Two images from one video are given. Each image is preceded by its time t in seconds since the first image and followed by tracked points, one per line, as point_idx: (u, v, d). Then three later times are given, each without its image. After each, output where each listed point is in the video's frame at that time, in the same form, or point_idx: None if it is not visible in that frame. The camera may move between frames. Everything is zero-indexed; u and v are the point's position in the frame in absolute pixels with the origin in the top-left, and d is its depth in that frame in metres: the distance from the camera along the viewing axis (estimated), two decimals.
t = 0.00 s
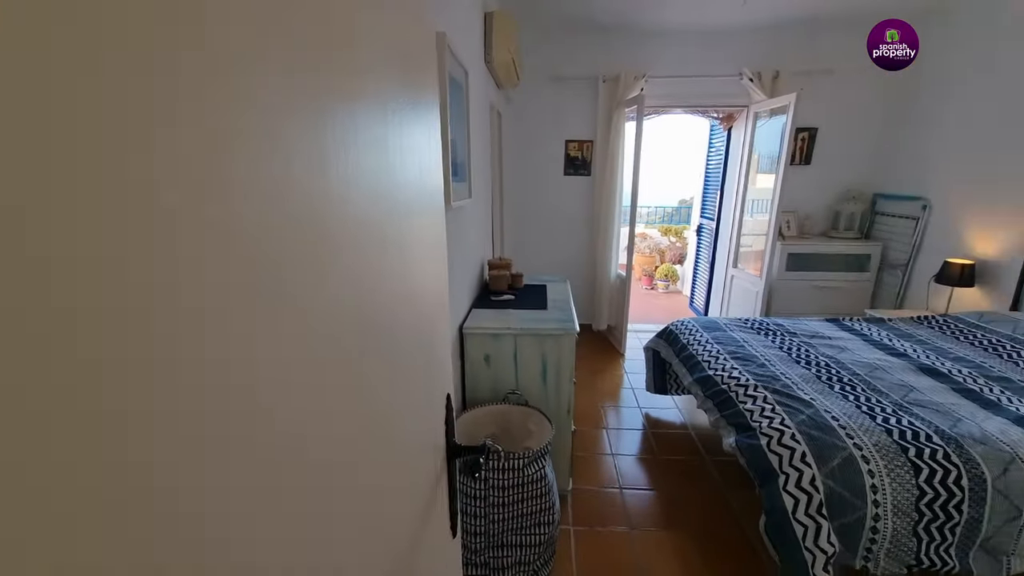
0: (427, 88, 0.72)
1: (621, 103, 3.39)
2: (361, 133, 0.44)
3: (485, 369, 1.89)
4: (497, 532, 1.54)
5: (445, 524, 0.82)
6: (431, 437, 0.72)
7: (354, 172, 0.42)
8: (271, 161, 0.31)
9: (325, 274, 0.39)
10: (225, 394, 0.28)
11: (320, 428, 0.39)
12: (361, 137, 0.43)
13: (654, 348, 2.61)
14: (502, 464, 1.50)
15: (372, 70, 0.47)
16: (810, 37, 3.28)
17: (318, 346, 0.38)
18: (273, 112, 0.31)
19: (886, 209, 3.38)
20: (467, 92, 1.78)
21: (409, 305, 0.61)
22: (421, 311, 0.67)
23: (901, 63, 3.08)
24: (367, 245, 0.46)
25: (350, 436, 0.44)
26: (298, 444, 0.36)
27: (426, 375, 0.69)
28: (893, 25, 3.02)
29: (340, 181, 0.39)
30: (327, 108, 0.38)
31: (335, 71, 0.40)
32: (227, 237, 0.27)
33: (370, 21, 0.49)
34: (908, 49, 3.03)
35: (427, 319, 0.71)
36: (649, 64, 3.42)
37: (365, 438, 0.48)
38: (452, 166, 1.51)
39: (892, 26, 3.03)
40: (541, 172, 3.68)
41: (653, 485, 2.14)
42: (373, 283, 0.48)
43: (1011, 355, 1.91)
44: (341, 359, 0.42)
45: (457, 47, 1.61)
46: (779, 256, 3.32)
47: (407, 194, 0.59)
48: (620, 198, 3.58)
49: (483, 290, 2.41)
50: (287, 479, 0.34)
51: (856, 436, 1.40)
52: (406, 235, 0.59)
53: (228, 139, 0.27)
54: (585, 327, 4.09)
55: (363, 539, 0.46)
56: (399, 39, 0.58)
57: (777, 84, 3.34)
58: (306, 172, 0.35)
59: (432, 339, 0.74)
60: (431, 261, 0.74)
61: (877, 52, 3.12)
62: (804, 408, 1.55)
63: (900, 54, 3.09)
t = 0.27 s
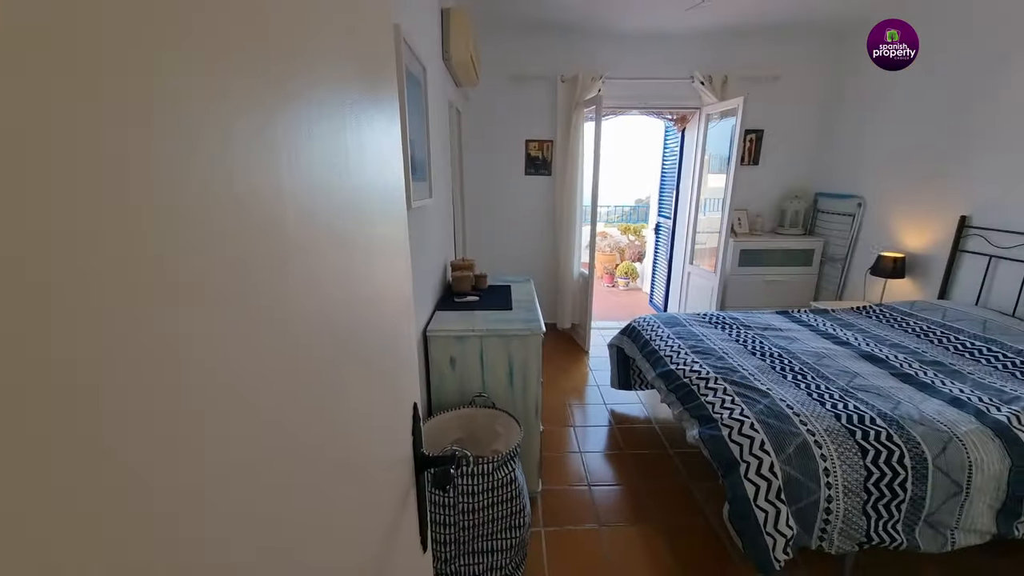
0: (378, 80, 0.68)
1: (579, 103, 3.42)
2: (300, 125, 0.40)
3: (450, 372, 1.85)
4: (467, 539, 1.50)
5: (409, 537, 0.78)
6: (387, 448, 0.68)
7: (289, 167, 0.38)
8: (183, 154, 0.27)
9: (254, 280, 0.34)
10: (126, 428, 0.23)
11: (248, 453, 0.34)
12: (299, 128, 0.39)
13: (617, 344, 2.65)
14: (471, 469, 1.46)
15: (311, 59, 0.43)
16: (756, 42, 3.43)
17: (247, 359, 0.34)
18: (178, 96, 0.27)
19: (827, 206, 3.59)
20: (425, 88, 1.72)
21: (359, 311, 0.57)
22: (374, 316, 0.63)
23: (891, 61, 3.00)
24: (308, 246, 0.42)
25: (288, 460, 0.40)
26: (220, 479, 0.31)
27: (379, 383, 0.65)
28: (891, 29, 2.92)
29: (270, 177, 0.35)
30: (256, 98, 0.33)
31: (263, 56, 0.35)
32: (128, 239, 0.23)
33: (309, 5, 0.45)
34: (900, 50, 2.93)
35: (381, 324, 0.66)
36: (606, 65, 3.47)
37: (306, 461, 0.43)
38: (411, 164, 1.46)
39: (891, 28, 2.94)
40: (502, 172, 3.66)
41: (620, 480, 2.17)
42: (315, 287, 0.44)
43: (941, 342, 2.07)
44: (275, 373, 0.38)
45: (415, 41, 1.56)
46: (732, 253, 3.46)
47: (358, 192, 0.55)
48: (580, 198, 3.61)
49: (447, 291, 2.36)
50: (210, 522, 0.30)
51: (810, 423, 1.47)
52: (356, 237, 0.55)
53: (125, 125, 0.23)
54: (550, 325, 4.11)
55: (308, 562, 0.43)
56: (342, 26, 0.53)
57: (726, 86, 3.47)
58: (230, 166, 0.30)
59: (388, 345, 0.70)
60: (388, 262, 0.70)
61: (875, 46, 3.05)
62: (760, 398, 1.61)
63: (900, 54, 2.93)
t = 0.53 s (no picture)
0: (335, 71, 0.63)
1: (544, 103, 3.44)
2: (244, 113, 0.36)
3: (419, 377, 1.80)
4: (441, 547, 1.46)
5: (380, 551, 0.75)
6: (354, 462, 0.64)
7: (233, 159, 0.34)
8: (104, 139, 0.23)
9: (192, 285, 0.31)
10: (43, 469, 0.20)
11: (195, 483, 0.31)
12: (245, 120, 0.36)
13: (587, 343, 2.67)
14: (443, 476, 1.43)
15: (256, 41, 0.40)
16: (712, 47, 3.57)
17: (188, 376, 0.30)
18: (94, 75, 0.23)
19: (781, 205, 3.76)
20: (386, 85, 1.66)
21: (319, 316, 0.53)
22: (335, 321, 0.59)
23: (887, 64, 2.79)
24: (262, 248, 0.39)
25: (243, 487, 0.36)
26: (165, 516, 0.28)
27: (343, 392, 0.62)
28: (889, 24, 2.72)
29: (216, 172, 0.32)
30: (184, 79, 0.30)
31: (195, 34, 0.31)
32: (43, 239, 0.19)
33: None
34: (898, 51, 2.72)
35: (343, 329, 0.63)
36: (569, 66, 3.50)
37: (266, 486, 0.40)
38: (373, 163, 1.40)
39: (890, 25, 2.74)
40: (468, 172, 3.63)
41: (592, 478, 2.18)
42: (268, 292, 0.41)
43: (887, 332, 2.20)
44: (222, 388, 0.34)
45: (374, 36, 1.50)
46: (694, 251, 3.57)
47: (314, 189, 0.51)
48: (547, 198, 3.63)
49: (414, 294, 2.30)
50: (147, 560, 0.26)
51: (772, 413, 1.52)
52: (314, 238, 0.51)
53: (33, 99, 0.19)
54: (519, 326, 4.11)
55: None
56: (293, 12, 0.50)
57: (686, 89, 3.61)
58: (161, 156, 0.27)
59: (351, 351, 0.66)
60: (350, 265, 0.67)
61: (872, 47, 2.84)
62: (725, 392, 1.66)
63: (901, 54, 2.71)
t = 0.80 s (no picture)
0: (293, 59, 0.59)
1: (514, 102, 3.43)
2: (185, 97, 0.33)
3: (392, 381, 1.75)
4: (417, 555, 1.42)
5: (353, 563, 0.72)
6: (323, 474, 0.61)
7: (181, 147, 0.31)
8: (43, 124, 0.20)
9: (140, 289, 0.28)
10: None
11: (139, 513, 0.27)
12: (185, 101, 0.32)
13: (561, 342, 2.68)
14: (418, 482, 1.39)
15: (200, 18, 0.36)
16: (677, 50, 3.66)
17: (132, 389, 0.27)
18: (35, 55, 0.20)
19: (744, 204, 3.88)
20: (352, 80, 1.61)
21: (280, 320, 0.50)
22: (298, 326, 0.56)
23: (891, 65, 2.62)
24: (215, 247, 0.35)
25: (197, 513, 0.33)
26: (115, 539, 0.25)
27: (309, 401, 0.58)
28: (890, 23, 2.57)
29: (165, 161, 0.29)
30: (124, 62, 0.27)
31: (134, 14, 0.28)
32: None
33: None
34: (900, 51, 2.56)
35: (308, 334, 0.59)
36: (538, 65, 3.50)
37: (224, 510, 0.37)
38: (339, 161, 1.36)
39: (891, 25, 2.58)
40: (438, 172, 3.58)
41: (569, 477, 2.19)
42: (224, 295, 0.37)
43: (845, 324, 2.30)
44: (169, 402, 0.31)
45: (338, 30, 1.45)
46: (663, 249, 3.65)
47: (273, 184, 0.48)
48: (518, 197, 3.62)
49: (384, 296, 2.25)
50: None
51: (742, 406, 1.56)
52: (273, 238, 0.48)
53: None
54: (493, 326, 4.09)
55: None
56: None
57: (653, 90, 3.68)
58: (96, 143, 0.24)
59: (318, 357, 0.63)
60: (315, 267, 0.63)
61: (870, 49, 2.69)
62: (697, 386, 1.69)
63: (900, 54, 2.56)
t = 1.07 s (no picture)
0: (251, 53, 0.57)
1: (486, 102, 3.42)
2: (118, 94, 0.31)
3: (365, 386, 1.71)
4: (394, 562, 1.39)
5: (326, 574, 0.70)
6: (292, 486, 0.59)
7: (96, 137, 0.28)
8: None
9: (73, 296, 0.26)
10: None
11: (71, 542, 0.25)
12: (108, 92, 0.30)
13: (538, 342, 2.68)
14: (395, 489, 1.36)
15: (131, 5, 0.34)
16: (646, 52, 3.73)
17: (53, 406, 0.24)
18: None
19: (713, 203, 3.99)
20: (318, 77, 1.56)
21: (237, 328, 0.47)
22: (261, 332, 0.53)
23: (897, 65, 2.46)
24: (147, 247, 0.33)
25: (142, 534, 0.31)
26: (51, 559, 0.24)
27: (274, 410, 0.56)
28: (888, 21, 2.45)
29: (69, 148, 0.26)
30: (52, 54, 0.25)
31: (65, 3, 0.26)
32: None
33: None
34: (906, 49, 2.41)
35: (272, 341, 0.57)
36: (510, 65, 3.50)
37: (174, 533, 0.35)
38: (306, 161, 1.31)
39: (890, 25, 2.46)
40: (411, 172, 3.53)
41: (547, 476, 2.19)
42: (165, 299, 0.35)
43: (809, 318, 2.39)
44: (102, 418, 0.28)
45: (303, 25, 1.40)
46: (636, 247, 3.70)
47: (226, 182, 0.45)
48: (492, 197, 3.61)
49: (356, 299, 2.20)
50: None
51: (714, 400, 1.59)
52: (229, 240, 0.46)
53: None
54: (469, 327, 4.06)
55: None
56: None
57: (623, 92, 3.74)
58: (16, 140, 0.22)
59: (284, 364, 0.60)
60: (279, 270, 0.61)
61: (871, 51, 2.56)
62: (671, 382, 1.71)
63: (900, 55, 2.43)
